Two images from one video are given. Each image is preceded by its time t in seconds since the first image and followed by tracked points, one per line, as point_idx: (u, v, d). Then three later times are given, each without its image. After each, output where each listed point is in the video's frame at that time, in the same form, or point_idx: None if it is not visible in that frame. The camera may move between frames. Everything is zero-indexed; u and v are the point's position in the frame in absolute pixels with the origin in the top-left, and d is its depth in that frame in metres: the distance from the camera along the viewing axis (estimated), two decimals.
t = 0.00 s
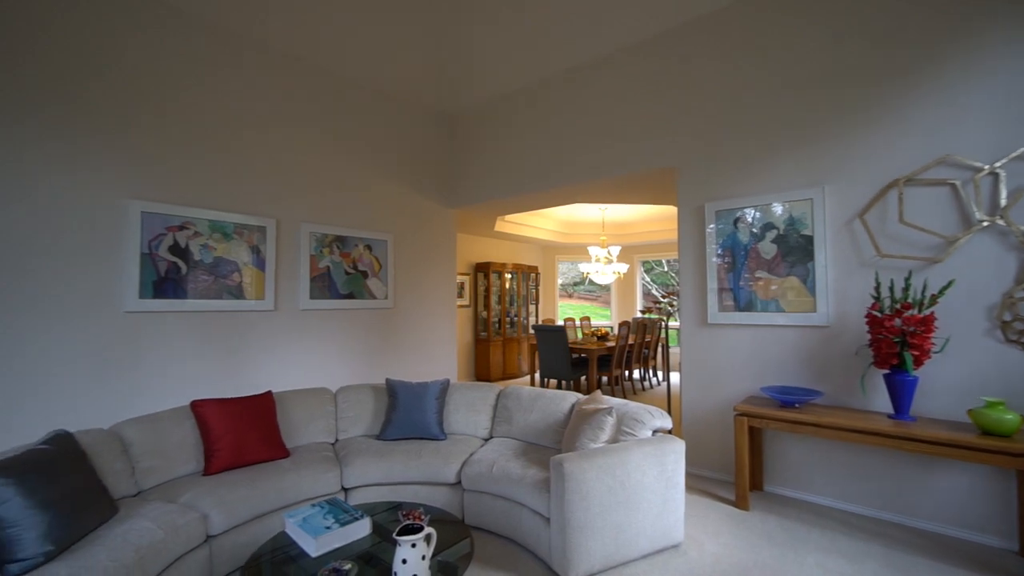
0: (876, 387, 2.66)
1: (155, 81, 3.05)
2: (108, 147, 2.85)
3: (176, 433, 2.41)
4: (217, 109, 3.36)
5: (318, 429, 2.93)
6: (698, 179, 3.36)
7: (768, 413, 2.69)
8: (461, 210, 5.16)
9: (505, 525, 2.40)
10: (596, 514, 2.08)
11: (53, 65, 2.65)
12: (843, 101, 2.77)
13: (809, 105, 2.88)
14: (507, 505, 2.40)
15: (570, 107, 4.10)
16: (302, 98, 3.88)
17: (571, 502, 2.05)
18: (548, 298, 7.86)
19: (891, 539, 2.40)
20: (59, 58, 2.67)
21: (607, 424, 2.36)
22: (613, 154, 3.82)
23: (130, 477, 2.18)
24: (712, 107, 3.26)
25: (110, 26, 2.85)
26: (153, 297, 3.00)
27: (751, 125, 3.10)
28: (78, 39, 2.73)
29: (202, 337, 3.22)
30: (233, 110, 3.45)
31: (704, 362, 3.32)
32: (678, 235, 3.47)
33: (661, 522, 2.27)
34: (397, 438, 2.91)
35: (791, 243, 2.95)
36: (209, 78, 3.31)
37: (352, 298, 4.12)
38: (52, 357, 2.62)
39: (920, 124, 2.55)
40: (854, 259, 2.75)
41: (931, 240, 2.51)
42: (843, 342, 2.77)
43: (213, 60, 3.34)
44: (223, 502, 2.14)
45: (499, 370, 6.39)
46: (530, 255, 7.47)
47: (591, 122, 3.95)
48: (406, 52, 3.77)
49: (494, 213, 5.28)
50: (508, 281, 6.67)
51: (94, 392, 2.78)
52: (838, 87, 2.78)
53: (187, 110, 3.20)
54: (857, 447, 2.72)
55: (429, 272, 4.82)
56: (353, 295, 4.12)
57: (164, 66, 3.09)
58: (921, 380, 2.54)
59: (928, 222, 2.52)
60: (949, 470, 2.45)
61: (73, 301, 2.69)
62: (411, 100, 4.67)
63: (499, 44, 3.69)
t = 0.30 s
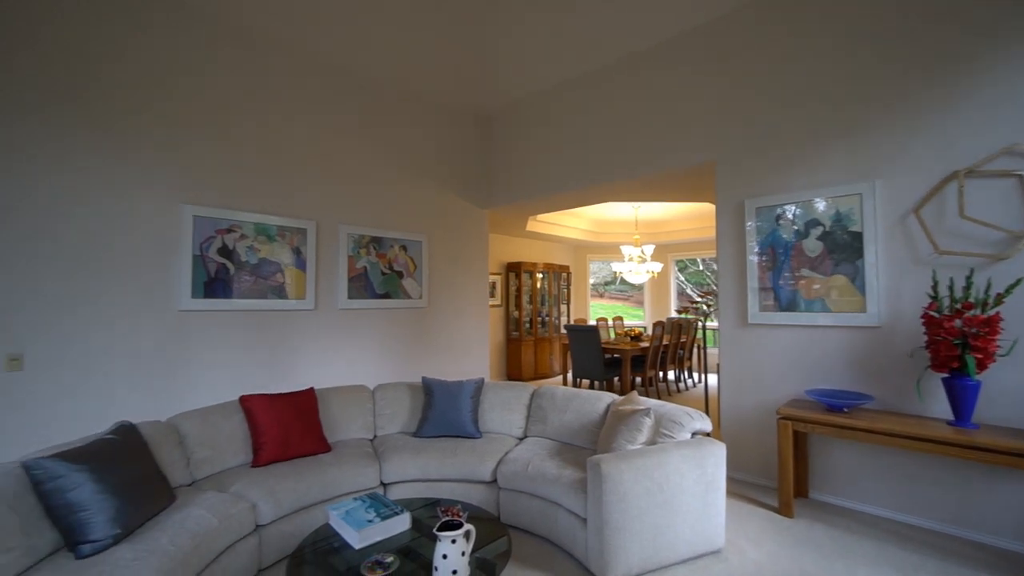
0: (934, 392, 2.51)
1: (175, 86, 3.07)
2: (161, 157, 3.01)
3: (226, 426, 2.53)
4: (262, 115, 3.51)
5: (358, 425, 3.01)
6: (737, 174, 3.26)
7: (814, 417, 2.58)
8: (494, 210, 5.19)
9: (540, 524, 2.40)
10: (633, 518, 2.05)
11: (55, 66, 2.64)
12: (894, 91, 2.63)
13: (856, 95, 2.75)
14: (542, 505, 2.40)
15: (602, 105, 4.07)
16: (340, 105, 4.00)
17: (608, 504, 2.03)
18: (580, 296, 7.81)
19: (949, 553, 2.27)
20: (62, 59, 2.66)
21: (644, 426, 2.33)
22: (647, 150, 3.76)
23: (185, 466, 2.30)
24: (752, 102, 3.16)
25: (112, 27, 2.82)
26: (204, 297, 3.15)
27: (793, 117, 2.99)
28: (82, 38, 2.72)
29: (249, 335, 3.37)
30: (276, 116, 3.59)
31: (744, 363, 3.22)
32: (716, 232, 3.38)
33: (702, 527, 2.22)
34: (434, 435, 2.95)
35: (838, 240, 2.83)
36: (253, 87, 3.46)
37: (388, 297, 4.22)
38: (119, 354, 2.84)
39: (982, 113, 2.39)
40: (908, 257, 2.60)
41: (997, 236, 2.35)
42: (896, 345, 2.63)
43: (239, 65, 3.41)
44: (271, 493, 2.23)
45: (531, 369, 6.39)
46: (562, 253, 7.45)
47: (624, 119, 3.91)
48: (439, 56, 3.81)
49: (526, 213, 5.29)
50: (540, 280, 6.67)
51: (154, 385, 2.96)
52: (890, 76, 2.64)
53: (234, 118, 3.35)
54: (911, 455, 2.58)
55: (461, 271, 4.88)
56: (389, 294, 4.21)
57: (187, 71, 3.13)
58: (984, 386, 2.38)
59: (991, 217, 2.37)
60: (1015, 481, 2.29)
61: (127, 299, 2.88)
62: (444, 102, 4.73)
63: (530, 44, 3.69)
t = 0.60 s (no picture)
0: (1004, 399, 2.35)
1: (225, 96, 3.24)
2: (212, 164, 3.18)
3: (275, 421, 2.63)
4: (305, 122, 3.65)
5: (398, 422, 3.08)
6: (781, 169, 3.15)
7: (868, 423, 2.45)
8: (528, 210, 5.19)
9: (579, 525, 2.39)
10: (676, 521, 2.01)
11: (56, 67, 2.68)
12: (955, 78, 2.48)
13: (913, 84, 2.61)
14: (581, 505, 2.39)
15: (638, 102, 4.01)
16: (378, 110, 4.10)
17: (649, 507, 2.00)
18: (614, 295, 7.71)
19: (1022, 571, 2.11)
20: (63, 59, 2.70)
21: (685, 428, 2.28)
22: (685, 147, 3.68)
23: (238, 458, 2.42)
24: (799, 93, 3.04)
25: (112, 27, 2.83)
26: (253, 296, 3.30)
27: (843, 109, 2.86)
28: (82, 38, 2.75)
29: (294, 333, 3.50)
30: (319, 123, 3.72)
31: (791, 365, 3.09)
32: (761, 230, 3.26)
33: (748, 534, 2.15)
34: (472, 433, 2.98)
35: (894, 237, 2.68)
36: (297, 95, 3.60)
37: (425, 297, 4.29)
38: (120, 354, 2.83)
39: None
40: (974, 254, 2.44)
41: None
42: (959, 347, 2.47)
43: (256, 68, 3.40)
44: (317, 486, 2.31)
45: (565, 369, 6.36)
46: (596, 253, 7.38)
47: (661, 116, 3.84)
48: (473, 59, 3.86)
49: (561, 212, 5.26)
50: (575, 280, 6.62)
51: (208, 380, 3.12)
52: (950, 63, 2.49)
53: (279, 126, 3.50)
54: (978, 466, 2.41)
55: (496, 271, 4.91)
56: (425, 294, 4.28)
57: (236, 82, 3.29)
58: None
59: None
60: None
61: (128, 298, 2.87)
62: (479, 105, 4.78)
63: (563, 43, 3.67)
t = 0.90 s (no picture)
0: None
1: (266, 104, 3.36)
2: (255, 170, 3.31)
3: (317, 417, 2.72)
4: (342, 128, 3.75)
5: (433, 420, 3.12)
6: (827, 164, 3.01)
7: (925, 430, 2.31)
8: (560, 210, 5.17)
9: (616, 527, 2.35)
10: (717, 527, 1.95)
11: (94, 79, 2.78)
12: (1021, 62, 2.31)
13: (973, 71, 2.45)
14: (618, 507, 2.35)
15: (673, 98, 3.92)
16: (412, 113, 4.17)
17: (689, 511, 1.95)
18: (648, 294, 7.59)
19: None
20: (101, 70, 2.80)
21: (727, 432, 2.21)
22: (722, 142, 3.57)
23: (282, 453, 2.51)
24: (845, 84, 2.90)
25: (111, 25, 2.83)
26: (294, 297, 3.42)
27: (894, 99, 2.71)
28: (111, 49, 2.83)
29: (333, 332, 3.60)
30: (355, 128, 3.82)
31: (838, 367, 2.96)
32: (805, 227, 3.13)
33: (795, 543, 2.06)
34: (506, 432, 2.99)
35: (953, 232, 2.52)
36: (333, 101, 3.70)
37: (458, 297, 4.33)
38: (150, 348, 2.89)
39: None
40: None
41: None
42: None
43: (255, 68, 3.34)
44: (357, 481, 2.37)
45: (598, 369, 6.30)
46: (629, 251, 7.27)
47: (697, 111, 3.74)
48: (504, 60, 3.87)
49: (593, 212, 5.22)
50: (609, 280, 6.55)
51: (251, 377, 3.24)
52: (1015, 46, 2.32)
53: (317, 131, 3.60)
54: None
55: (529, 271, 4.91)
56: (458, 294, 4.33)
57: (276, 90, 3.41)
58: None
59: None
60: None
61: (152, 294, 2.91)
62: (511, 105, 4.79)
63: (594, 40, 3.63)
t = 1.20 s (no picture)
0: None
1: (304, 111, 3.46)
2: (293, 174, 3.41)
3: (354, 414, 2.78)
4: (375, 131, 3.82)
5: (466, 419, 3.14)
6: (874, 158, 2.87)
7: (987, 438, 2.17)
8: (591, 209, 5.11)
9: (652, 531, 2.31)
10: (760, 533, 1.89)
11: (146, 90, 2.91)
12: None
13: None
14: (654, 511, 2.31)
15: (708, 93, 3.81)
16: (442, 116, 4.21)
17: (730, 517, 1.89)
18: (680, 293, 7.43)
19: None
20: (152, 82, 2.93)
21: (768, 436, 2.14)
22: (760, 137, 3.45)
23: (320, 449, 2.57)
24: (895, 72, 2.75)
25: (165, 41, 2.97)
26: (331, 296, 3.51)
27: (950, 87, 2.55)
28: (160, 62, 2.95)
29: (367, 332, 3.68)
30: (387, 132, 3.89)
31: (887, 371, 2.81)
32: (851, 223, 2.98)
33: (843, 553, 1.97)
34: (538, 433, 2.99)
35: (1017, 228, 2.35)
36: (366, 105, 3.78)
37: (490, 297, 4.35)
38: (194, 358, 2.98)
39: None
40: None
41: None
42: None
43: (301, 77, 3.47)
44: (392, 479, 2.41)
45: (630, 370, 6.21)
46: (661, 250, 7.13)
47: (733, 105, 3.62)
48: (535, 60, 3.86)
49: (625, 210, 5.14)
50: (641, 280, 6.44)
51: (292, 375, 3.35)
52: None
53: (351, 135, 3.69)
54: None
55: (560, 270, 4.88)
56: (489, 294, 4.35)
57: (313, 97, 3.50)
58: None
59: None
60: None
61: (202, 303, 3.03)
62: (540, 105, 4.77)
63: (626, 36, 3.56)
